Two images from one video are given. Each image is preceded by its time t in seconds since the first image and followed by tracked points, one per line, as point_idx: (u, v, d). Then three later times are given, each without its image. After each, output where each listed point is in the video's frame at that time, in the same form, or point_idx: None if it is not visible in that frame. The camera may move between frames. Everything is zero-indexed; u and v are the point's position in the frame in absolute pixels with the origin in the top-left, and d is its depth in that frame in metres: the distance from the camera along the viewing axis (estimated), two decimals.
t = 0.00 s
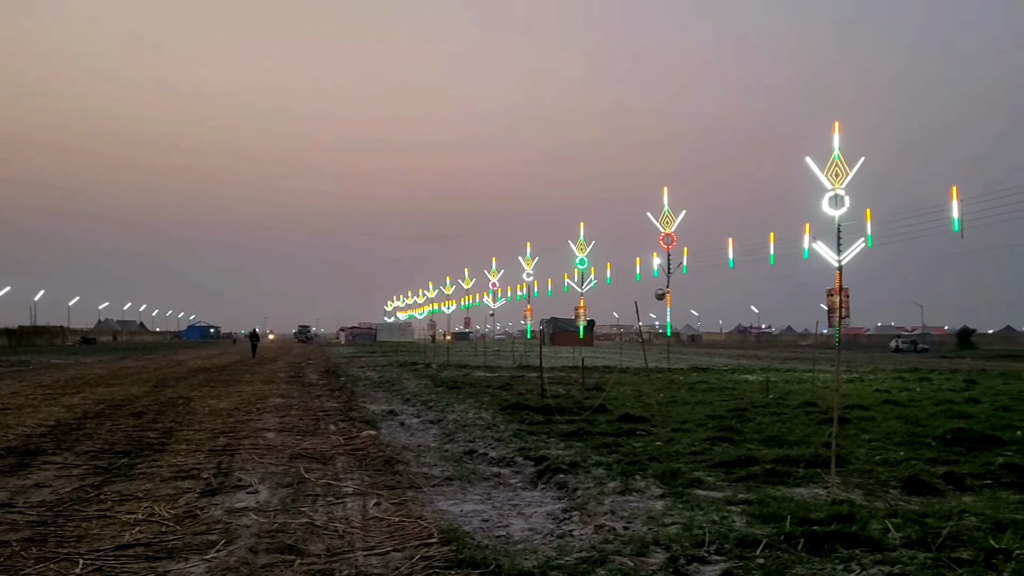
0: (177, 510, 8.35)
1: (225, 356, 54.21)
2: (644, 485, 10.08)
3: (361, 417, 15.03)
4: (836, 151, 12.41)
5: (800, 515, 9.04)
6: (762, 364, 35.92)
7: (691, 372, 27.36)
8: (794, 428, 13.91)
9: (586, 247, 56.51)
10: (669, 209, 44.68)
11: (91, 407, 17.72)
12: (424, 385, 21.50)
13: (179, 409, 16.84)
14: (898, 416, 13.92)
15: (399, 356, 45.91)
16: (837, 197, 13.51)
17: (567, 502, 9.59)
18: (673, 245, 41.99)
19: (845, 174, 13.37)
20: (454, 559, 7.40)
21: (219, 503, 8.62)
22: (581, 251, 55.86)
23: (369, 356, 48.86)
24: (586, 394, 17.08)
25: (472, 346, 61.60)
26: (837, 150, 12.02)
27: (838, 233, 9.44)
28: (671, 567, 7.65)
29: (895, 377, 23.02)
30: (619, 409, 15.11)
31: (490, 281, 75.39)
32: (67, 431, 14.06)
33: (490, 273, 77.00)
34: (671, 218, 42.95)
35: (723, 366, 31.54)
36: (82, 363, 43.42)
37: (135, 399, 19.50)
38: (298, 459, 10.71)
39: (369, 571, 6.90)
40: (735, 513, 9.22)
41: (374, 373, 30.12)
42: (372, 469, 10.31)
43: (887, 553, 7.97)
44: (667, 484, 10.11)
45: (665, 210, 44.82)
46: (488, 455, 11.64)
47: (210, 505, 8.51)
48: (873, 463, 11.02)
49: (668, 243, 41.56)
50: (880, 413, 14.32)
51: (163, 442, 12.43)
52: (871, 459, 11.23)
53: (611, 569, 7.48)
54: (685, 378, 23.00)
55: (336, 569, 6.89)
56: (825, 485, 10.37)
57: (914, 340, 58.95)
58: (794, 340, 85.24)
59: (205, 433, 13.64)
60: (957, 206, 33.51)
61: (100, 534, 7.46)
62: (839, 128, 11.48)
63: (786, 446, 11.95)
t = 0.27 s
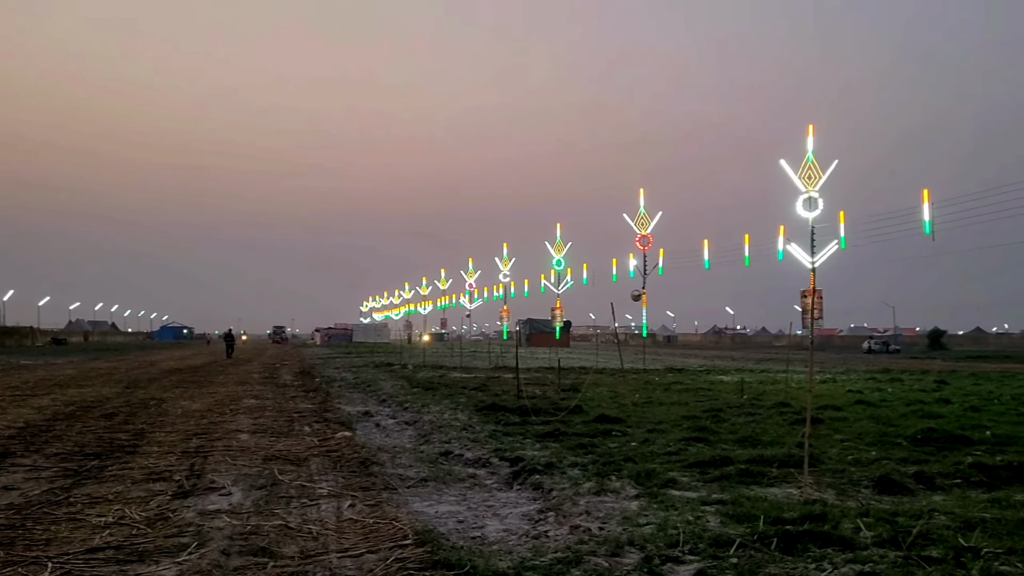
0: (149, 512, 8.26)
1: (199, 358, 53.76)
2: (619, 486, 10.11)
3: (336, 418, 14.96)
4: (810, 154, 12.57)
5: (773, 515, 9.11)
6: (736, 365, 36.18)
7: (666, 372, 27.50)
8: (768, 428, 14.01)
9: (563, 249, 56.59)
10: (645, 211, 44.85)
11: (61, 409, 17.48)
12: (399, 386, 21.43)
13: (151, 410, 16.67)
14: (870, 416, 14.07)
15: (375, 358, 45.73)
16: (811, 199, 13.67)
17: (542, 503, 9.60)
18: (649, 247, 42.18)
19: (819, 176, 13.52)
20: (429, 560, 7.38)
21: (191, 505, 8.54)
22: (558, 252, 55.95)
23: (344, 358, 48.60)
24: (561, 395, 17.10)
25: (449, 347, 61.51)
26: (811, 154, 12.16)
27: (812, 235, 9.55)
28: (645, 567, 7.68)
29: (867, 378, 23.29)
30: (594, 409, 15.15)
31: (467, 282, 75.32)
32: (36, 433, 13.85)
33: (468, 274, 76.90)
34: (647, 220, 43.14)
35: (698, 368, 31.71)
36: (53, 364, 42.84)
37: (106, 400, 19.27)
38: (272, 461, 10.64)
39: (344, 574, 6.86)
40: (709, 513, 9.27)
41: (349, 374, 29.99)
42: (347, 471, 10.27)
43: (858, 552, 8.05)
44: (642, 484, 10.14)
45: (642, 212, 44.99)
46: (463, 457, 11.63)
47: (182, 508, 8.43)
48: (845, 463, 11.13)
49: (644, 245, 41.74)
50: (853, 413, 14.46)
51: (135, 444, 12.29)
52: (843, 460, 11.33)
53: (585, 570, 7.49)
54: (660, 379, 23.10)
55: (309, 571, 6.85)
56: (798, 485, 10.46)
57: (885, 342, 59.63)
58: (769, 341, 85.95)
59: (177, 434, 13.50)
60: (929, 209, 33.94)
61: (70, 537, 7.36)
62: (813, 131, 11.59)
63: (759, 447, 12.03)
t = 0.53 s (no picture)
0: (117, 515, 8.15)
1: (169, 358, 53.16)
2: (593, 487, 10.14)
3: (308, 420, 14.87)
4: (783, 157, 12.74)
5: (745, 515, 9.17)
6: (709, 366, 36.44)
7: (640, 373, 27.62)
8: (740, 429, 14.12)
9: (538, 250, 56.64)
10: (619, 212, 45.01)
11: (27, 410, 17.21)
12: (373, 387, 21.35)
13: (120, 412, 16.47)
14: (841, 417, 14.22)
15: (348, 358, 45.48)
16: (783, 202, 13.86)
17: (516, 504, 9.60)
18: (623, 248, 42.33)
19: (792, 179, 13.72)
20: (401, 562, 7.35)
21: (161, 508, 8.45)
22: (533, 253, 56.00)
23: (317, 359, 48.27)
24: (536, 396, 17.11)
25: (423, 347, 61.37)
26: (784, 157, 12.31)
27: (784, 237, 9.65)
28: (618, 567, 7.71)
29: (838, 379, 23.54)
30: (569, 410, 15.18)
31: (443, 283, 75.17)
32: (2, 435, 13.64)
33: (442, 275, 76.74)
34: (622, 221, 43.30)
35: (671, 368, 31.87)
36: (18, 365, 42.16)
37: (74, 402, 19.00)
38: (243, 463, 10.55)
39: None
40: (682, 514, 9.32)
41: (322, 375, 29.82)
42: (319, 472, 10.20)
43: (828, 551, 8.13)
44: (615, 485, 10.17)
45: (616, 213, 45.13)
46: (437, 458, 11.60)
47: (151, 511, 8.33)
48: (816, 463, 11.24)
49: (618, 246, 41.88)
50: (824, 414, 14.61)
51: (104, 446, 12.13)
52: (814, 460, 11.45)
53: (558, 571, 7.50)
54: (634, 380, 23.20)
55: (280, 574, 6.80)
56: (770, 485, 10.55)
57: (856, 343, 60.31)
58: (743, 342, 86.59)
59: (147, 436, 13.34)
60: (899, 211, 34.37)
61: (36, 541, 7.25)
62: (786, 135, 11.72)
63: (732, 447, 12.12)
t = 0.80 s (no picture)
0: (85, 518, 8.05)
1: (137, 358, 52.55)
2: (566, 487, 10.16)
3: (280, 421, 14.78)
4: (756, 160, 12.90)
5: (716, 514, 9.24)
6: (681, 366, 36.66)
7: (614, 374, 27.74)
8: (712, 430, 14.22)
9: (513, 250, 56.69)
10: (594, 213, 45.14)
11: None
12: (346, 388, 21.27)
13: (88, 413, 16.27)
14: (811, 417, 14.37)
15: (321, 359, 45.19)
16: (755, 204, 14.03)
17: (489, 505, 9.60)
18: (598, 248, 42.48)
19: (764, 182, 13.90)
20: (373, 564, 7.32)
21: (129, 510, 8.35)
22: (507, 254, 56.02)
23: (289, 359, 47.93)
24: (509, 397, 17.11)
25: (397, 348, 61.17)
26: (757, 159, 12.46)
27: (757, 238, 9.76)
28: (590, 567, 7.73)
29: (809, 379, 23.77)
30: (542, 411, 15.20)
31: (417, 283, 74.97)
32: None
33: (417, 275, 76.55)
34: (596, 221, 43.44)
35: (645, 368, 32.04)
36: None
37: (41, 403, 18.71)
38: (214, 464, 10.45)
39: None
40: (654, 514, 9.37)
41: (295, 375, 29.63)
42: (291, 474, 10.13)
43: (798, 551, 8.21)
44: (588, 486, 10.20)
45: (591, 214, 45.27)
46: (411, 459, 11.57)
47: (120, 513, 8.23)
48: (786, 463, 11.34)
49: (593, 246, 42.01)
50: (795, 414, 14.75)
51: (71, 447, 11.96)
52: (785, 459, 11.56)
53: (531, 571, 7.51)
54: (608, 381, 23.28)
55: None
56: (742, 485, 10.62)
57: (826, 344, 60.93)
58: (716, 343, 87.18)
59: (116, 437, 13.18)
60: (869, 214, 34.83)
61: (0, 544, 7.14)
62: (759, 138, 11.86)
63: (704, 447, 12.20)
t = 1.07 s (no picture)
0: (50, 520, 7.94)
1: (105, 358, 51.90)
2: (538, 487, 10.18)
3: (251, 421, 14.67)
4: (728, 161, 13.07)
5: (687, 514, 9.30)
6: (654, 366, 36.84)
7: (587, 375, 27.82)
8: (684, 430, 14.30)
9: (487, 250, 56.68)
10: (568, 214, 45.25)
11: None
12: (318, 388, 21.13)
13: (54, 414, 16.03)
14: (781, 417, 14.51)
15: (292, 359, 44.86)
16: (728, 205, 14.21)
17: (461, 505, 9.59)
18: (572, 249, 42.58)
19: (737, 183, 14.08)
20: (344, 565, 7.29)
21: (96, 512, 8.24)
22: (481, 254, 56.00)
23: (260, 359, 47.53)
24: (483, 397, 17.10)
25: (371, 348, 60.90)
26: (729, 161, 12.60)
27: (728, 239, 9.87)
28: (562, 567, 7.75)
29: (780, 380, 24.00)
30: (515, 411, 15.20)
31: (391, 283, 74.70)
32: None
33: (391, 274, 76.28)
34: (570, 221, 43.54)
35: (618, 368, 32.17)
36: None
37: (7, 403, 18.42)
38: (183, 465, 10.35)
39: None
40: (626, 513, 9.41)
41: (266, 375, 29.39)
42: (261, 475, 10.06)
43: (767, 549, 8.28)
44: (560, 486, 10.22)
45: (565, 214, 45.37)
46: (383, 459, 11.53)
47: (86, 515, 8.13)
48: (756, 463, 11.44)
49: (567, 247, 42.10)
50: (765, 414, 14.89)
51: (37, 449, 11.79)
52: (755, 459, 11.66)
53: (502, 571, 7.51)
54: (581, 381, 23.35)
55: None
56: (712, 485, 10.70)
57: (797, 344, 61.54)
58: (689, 343, 87.74)
59: (83, 438, 13.00)
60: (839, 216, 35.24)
61: None
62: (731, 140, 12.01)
63: (676, 447, 12.28)
